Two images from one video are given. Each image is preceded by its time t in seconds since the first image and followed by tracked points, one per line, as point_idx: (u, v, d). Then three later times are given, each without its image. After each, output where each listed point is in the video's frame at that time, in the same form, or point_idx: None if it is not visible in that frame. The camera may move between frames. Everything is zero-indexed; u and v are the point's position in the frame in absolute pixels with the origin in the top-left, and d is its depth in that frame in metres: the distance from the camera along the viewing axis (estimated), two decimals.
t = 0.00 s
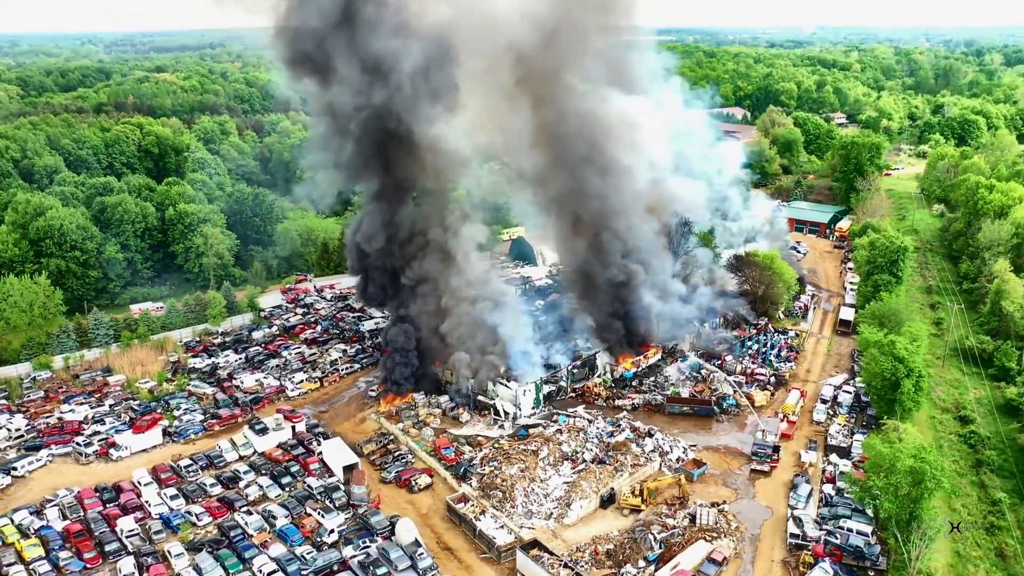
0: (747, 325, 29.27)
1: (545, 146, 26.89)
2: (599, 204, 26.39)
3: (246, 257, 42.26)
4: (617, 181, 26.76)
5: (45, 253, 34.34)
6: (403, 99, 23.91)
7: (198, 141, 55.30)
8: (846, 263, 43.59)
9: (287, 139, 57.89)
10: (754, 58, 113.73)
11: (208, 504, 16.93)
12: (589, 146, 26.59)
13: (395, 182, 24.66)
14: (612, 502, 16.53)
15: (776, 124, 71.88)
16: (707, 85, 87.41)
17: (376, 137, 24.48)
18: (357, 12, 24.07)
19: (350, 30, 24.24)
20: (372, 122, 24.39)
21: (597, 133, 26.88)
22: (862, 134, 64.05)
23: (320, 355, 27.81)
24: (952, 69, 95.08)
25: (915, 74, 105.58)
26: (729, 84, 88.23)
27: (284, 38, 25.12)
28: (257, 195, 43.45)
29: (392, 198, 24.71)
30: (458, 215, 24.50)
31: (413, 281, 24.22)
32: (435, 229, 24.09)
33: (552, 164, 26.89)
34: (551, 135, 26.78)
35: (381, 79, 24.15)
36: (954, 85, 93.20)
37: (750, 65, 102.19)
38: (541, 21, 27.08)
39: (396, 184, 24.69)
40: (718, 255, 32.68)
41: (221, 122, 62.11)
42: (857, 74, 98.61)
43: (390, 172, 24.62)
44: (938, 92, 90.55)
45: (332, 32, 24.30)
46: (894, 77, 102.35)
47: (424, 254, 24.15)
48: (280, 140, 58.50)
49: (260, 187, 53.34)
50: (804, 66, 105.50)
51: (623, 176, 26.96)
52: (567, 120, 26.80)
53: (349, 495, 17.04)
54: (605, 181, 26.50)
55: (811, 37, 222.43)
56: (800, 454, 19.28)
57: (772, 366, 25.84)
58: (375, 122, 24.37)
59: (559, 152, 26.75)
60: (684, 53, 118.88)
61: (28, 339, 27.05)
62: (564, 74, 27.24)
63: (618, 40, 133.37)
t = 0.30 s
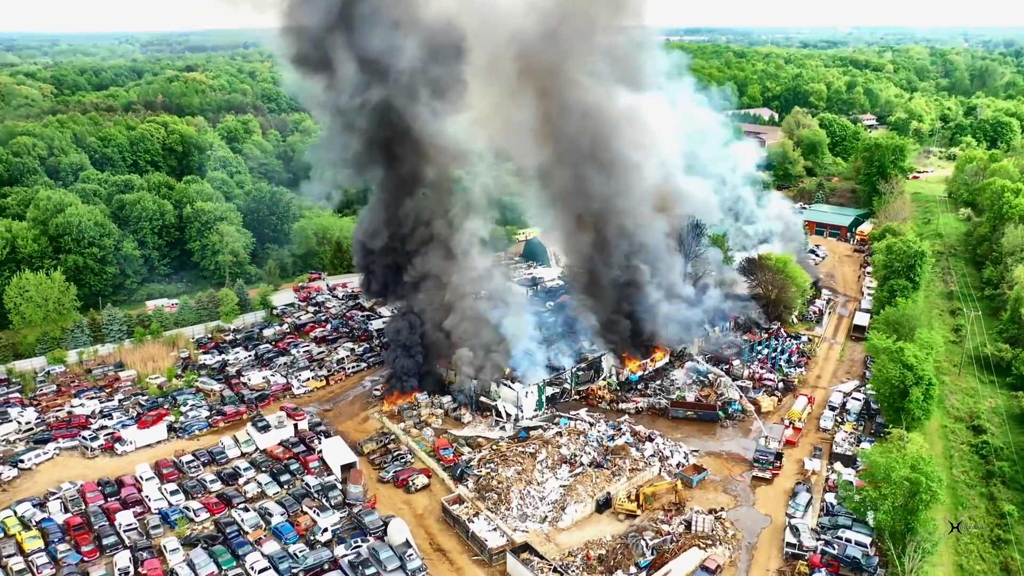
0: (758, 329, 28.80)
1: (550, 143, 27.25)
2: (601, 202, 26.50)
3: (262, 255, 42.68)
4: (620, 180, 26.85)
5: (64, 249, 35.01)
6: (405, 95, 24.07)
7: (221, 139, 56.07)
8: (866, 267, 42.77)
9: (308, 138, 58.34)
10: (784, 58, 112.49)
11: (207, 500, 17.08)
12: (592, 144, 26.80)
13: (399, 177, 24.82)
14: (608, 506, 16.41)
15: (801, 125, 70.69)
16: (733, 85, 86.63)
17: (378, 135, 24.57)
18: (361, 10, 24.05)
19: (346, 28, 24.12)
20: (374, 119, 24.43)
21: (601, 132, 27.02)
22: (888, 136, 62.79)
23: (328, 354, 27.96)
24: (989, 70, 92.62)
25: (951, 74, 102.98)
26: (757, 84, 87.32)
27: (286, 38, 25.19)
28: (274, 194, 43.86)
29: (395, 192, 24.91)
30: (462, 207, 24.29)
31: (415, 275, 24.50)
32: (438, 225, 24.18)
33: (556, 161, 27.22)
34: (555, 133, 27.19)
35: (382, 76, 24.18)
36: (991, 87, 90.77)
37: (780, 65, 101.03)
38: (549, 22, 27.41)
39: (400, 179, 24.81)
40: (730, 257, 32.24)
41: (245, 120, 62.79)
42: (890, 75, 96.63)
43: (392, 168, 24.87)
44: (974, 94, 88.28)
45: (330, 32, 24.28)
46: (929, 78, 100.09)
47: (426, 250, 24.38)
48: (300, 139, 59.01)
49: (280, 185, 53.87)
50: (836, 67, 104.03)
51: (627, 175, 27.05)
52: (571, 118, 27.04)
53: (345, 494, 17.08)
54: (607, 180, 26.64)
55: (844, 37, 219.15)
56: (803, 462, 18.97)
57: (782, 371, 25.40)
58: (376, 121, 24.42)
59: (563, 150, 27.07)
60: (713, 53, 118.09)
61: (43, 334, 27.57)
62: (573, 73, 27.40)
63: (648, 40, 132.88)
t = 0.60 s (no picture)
0: (766, 333, 28.38)
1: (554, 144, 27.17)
2: (602, 203, 26.31)
3: (274, 253, 43.03)
4: (623, 180, 26.65)
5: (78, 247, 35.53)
6: (408, 92, 23.36)
7: (241, 137, 56.70)
8: (881, 272, 42.08)
9: (325, 138, 58.73)
10: (812, 60, 111.27)
11: (202, 497, 17.21)
12: (595, 145, 26.63)
13: (399, 175, 24.21)
14: (600, 511, 16.27)
15: (824, 125, 69.85)
16: (758, 86, 85.86)
17: (379, 134, 23.91)
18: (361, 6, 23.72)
19: (343, 23, 23.46)
20: (374, 119, 23.79)
21: (604, 132, 26.84)
22: (910, 138, 61.64)
23: (333, 353, 28.08)
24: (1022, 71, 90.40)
25: (983, 75, 100.78)
26: (782, 85, 86.40)
27: (289, 37, 25.15)
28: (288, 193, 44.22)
29: (394, 192, 24.31)
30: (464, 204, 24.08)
31: (417, 272, 24.17)
32: (440, 220, 23.89)
33: (559, 161, 27.12)
34: (559, 133, 27.09)
35: (381, 73, 23.55)
36: None
37: (808, 65, 99.87)
38: (551, 20, 27.25)
39: (400, 177, 24.22)
40: (740, 260, 31.85)
41: (265, 119, 63.40)
42: (919, 76, 94.87)
43: (391, 167, 24.20)
44: (1006, 95, 86.23)
45: (328, 28, 23.69)
46: (960, 79, 98.04)
47: (427, 245, 24.08)
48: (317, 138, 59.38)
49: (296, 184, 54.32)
50: (864, 67, 102.49)
51: (631, 175, 26.85)
52: (575, 118, 26.87)
53: (338, 494, 17.12)
54: (610, 181, 26.46)
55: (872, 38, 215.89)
56: (804, 469, 18.67)
57: (788, 377, 24.94)
58: (375, 120, 23.84)
59: (566, 150, 26.94)
60: (740, 54, 117.17)
61: (54, 330, 27.99)
62: (575, 71, 27.21)
63: (676, 42, 132.33)
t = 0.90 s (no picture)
0: (770, 337, 27.96)
1: (553, 141, 27.06)
2: (601, 200, 26.17)
3: (284, 251, 43.31)
4: (621, 178, 26.55)
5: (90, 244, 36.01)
6: (406, 89, 23.27)
7: (257, 136, 57.13)
8: (895, 275, 41.33)
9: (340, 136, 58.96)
10: (838, 60, 109.73)
11: (195, 493, 17.34)
12: (593, 143, 26.51)
13: (393, 176, 24.08)
14: (590, 515, 16.14)
15: (843, 126, 69.28)
16: (779, 87, 84.91)
17: (377, 133, 23.81)
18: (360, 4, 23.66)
19: (343, 22, 23.49)
20: (372, 116, 23.68)
21: (603, 130, 26.71)
22: (931, 140, 60.47)
23: (335, 351, 28.19)
24: None
25: (1014, 75, 98.52)
26: (805, 86, 85.29)
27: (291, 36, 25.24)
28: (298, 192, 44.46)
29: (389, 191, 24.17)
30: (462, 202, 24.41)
31: (412, 270, 24.08)
32: (437, 218, 23.95)
33: (557, 159, 27.01)
34: (558, 130, 26.97)
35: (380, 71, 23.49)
36: None
37: (831, 65, 98.45)
38: (550, 16, 27.15)
39: (393, 179, 24.10)
40: (747, 263, 31.48)
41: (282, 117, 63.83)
42: (947, 77, 93.05)
43: (387, 166, 24.13)
44: None
45: (326, 24, 23.64)
46: (989, 80, 95.94)
47: (423, 241, 23.99)
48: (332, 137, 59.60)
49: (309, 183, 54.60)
50: (890, 67, 100.81)
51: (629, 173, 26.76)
52: (573, 116, 26.70)
53: (329, 493, 17.17)
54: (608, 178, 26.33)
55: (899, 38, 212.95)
56: (800, 475, 18.42)
57: (791, 381, 24.49)
58: (374, 119, 23.80)
59: (565, 148, 26.82)
60: (765, 54, 116.02)
61: (61, 326, 28.39)
62: (574, 66, 27.04)
63: (700, 42, 131.36)
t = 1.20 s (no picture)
0: (774, 340, 27.47)
1: (554, 139, 27.20)
2: (602, 197, 26.27)
3: (294, 249, 43.61)
4: (621, 176, 26.66)
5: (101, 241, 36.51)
6: (401, 87, 23.04)
7: (273, 134, 57.54)
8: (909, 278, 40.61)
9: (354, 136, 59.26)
10: (863, 60, 108.10)
11: (188, 489, 17.50)
12: (594, 141, 26.60)
13: (387, 175, 23.88)
14: (577, 518, 16.07)
15: (862, 127, 68.37)
16: (800, 87, 83.99)
17: (376, 130, 23.75)
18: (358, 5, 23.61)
19: (344, 23, 23.52)
20: (371, 115, 23.65)
21: (604, 129, 26.73)
22: (951, 142, 59.39)
23: (338, 350, 28.32)
24: None
25: None
26: (828, 86, 84.13)
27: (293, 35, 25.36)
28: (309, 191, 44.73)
29: (385, 190, 23.99)
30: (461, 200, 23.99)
31: (408, 269, 23.83)
32: (432, 215, 23.56)
33: (559, 157, 27.16)
34: (559, 127, 27.00)
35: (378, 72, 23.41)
36: None
37: (856, 66, 97.21)
38: (547, 13, 27.10)
39: (388, 178, 23.90)
40: (754, 265, 31.19)
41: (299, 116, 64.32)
42: (975, 78, 91.38)
43: (384, 164, 23.94)
44: None
45: (325, 17, 23.53)
46: (1018, 81, 94.14)
47: (418, 237, 23.60)
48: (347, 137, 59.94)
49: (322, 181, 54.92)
50: (917, 68, 99.32)
51: (629, 170, 26.83)
52: (574, 114, 26.73)
53: (319, 491, 17.25)
54: (608, 176, 26.47)
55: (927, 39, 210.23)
56: (794, 481, 18.21)
57: (792, 386, 24.14)
58: (373, 119, 23.76)
59: (566, 145, 26.91)
60: (790, 54, 115.10)
61: (69, 321, 28.84)
62: (573, 63, 26.97)
63: (723, 42, 130.30)
